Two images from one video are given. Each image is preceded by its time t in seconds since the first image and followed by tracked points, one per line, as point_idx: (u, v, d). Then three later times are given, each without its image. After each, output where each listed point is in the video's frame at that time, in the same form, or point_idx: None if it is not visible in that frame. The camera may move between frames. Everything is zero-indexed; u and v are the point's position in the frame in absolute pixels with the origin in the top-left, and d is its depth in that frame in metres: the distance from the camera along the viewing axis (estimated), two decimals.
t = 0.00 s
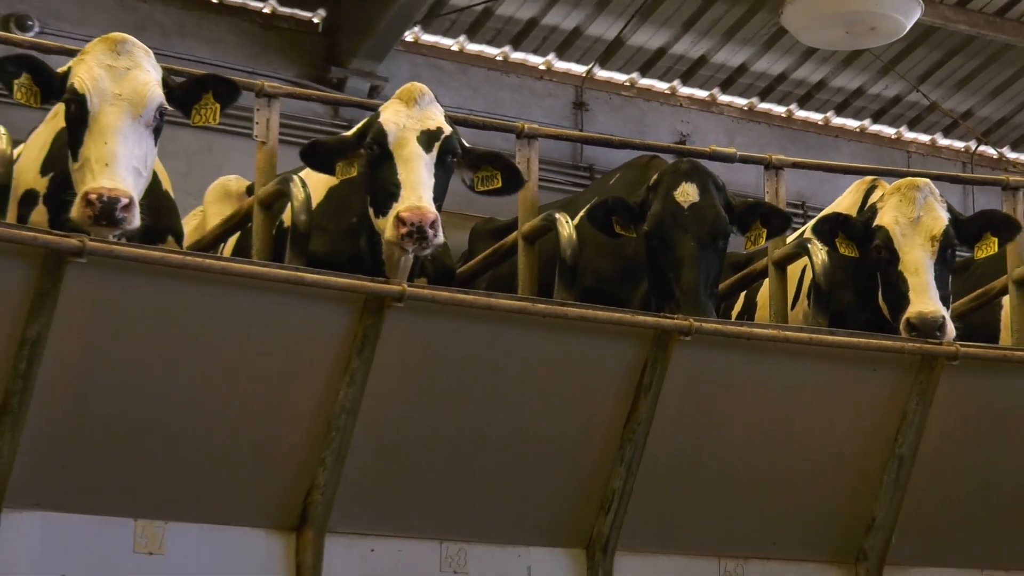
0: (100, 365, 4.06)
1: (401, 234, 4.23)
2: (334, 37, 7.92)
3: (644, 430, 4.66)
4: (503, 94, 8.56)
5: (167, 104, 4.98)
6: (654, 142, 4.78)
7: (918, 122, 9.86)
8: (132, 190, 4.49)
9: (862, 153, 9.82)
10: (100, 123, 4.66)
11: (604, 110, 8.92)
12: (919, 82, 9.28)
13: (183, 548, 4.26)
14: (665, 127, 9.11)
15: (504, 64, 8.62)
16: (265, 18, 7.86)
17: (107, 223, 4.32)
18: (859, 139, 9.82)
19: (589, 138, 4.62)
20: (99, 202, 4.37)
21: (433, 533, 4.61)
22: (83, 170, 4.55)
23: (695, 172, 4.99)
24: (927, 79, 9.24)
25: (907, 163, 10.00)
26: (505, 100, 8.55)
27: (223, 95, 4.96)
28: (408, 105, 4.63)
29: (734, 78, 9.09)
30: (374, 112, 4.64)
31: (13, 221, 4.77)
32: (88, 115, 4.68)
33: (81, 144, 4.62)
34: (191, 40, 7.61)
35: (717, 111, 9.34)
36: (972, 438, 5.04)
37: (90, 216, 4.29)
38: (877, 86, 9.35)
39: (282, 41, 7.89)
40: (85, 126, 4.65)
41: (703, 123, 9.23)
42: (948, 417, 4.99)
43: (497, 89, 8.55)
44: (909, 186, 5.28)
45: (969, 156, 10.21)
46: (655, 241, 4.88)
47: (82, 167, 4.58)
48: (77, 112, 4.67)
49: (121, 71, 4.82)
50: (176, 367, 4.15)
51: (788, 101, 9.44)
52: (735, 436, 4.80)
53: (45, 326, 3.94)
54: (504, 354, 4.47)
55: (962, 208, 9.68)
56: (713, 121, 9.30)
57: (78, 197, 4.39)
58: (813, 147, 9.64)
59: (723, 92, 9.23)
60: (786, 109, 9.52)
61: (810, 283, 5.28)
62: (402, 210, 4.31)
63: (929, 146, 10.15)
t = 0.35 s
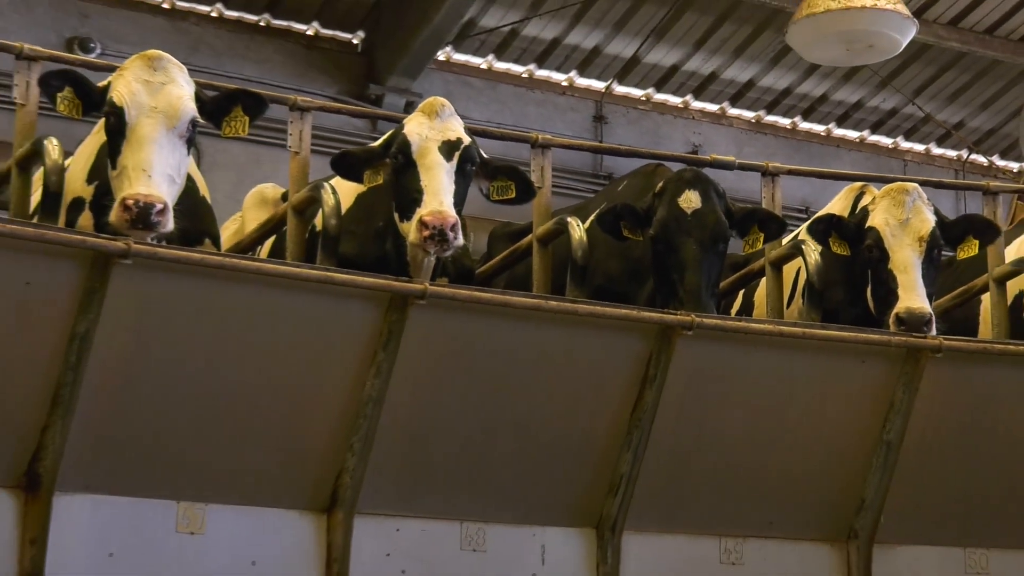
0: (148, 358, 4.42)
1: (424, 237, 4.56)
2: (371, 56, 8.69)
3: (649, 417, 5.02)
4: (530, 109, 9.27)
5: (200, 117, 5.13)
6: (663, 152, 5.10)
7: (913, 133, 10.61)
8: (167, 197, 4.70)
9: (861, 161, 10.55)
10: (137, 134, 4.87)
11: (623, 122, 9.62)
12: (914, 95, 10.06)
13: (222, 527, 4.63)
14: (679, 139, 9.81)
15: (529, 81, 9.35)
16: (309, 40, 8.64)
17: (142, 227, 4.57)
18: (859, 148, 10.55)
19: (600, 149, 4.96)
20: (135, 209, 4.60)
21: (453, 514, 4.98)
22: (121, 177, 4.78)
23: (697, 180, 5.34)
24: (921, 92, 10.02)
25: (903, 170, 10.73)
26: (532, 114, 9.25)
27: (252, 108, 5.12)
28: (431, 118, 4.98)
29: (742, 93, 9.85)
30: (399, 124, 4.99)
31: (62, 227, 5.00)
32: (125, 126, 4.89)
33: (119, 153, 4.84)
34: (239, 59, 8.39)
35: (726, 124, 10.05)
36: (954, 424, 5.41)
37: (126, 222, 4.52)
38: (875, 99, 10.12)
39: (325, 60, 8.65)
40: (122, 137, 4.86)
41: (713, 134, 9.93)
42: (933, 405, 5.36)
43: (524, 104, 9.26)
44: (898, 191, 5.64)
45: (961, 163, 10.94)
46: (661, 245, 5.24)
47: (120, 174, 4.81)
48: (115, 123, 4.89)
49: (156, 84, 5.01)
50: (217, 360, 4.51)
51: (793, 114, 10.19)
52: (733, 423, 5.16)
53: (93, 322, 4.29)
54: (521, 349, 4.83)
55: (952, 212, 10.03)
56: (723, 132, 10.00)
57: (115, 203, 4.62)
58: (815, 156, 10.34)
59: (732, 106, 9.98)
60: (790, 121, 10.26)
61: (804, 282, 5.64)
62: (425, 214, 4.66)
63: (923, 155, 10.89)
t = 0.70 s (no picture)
0: (199, 350, 4.82)
1: (451, 237, 4.94)
2: (410, 73, 9.30)
3: (659, 405, 5.41)
4: (557, 121, 9.87)
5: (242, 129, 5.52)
6: (674, 159, 5.47)
7: (915, 141, 11.20)
8: (212, 202, 5.05)
9: (866, 168, 11.13)
10: (184, 144, 5.23)
11: (644, 132, 10.23)
12: (915, 106, 10.62)
13: (263, 507, 5.04)
14: (695, 147, 10.40)
15: (557, 95, 9.98)
16: (354, 58, 9.26)
17: (189, 230, 4.90)
18: (864, 155, 11.15)
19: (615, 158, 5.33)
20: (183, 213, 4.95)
21: (477, 495, 5.38)
22: (169, 184, 5.13)
23: (703, 185, 5.72)
24: (922, 102, 10.56)
25: (905, 176, 11.30)
26: (559, 126, 9.85)
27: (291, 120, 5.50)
28: (456, 129, 5.36)
29: (755, 104, 10.46)
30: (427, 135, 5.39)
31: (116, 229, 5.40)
32: (173, 138, 5.25)
33: (167, 163, 5.21)
34: (289, 75, 8.99)
35: (740, 133, 10.65)
36: (943, 410, 5.80)
37: (174, 224, 4.87)
38: (878, 110, 10.69)
39: (369, 77, 9.27)
40: (170, 148, 5.23)
41: (728, 143, 10.53)
42: (924, 393, 5.74)
43: (551, 116, 9.86)
44: (891, 193, 6.01)
45: (959, 168, 11.51)
46: (671, 245, 5.62)
47: (168, 182, 5.16)
48: (163, 135, 5.26)
49: (202, 99, 5.38)
50: (262, 353, 4.91)
51: (803, 123, 10.80)
52: (736, 409, 5.56)
53: (145, 317, 4.68)
54: (541, 342, 5.22)
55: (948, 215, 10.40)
56: (737, 141, 10.60)
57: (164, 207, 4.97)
58: (823, 161, 10.93)
59: (745, 116, 10.60)
60: (798, 130, 10.87)
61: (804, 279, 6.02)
62: (452, 217, 5.04)
63: (924, 161, 11.47)
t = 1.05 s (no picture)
0: (240, 344, 5.24)
1: (472, 238, 5.34)
2: (443, 89, 9.83)
3: (665, 393, 5.83)
4: (579, 132, 10.37)
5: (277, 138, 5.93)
6: (679, 166, 5.87)
7: (911, 149, 11.66)
8: (250, 208, 5.46)
9: (866, 174, 11.58)
10: (224, 154, 5.64)
11: (660, 142, 10.74)
12: (912, 115, 11.09)
13: (298, 488, 5.47)
14: (708, 155, 10.89)
15: (579, 108, 10.49)
16: (391, 75, 9.81)
17: (229, 233, 5.33)
18: (864, 162, 11.60)
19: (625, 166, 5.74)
20: (224, 218, 5.35)
21: (495, 478, 5.80)
22: (210, 190, 5.54)
23: (707, 191, 6.11)
24: (919, 112, 11.04)
25: (902, 181, 11.74)
26: (581, 137, 10.35)
27: (323, 131, 5.93)
28: (476, 139, 5.78)
29: (762, 116, 10.98)
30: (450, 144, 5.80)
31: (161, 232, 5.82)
32: (214, 147, 5.65)
33: (209, 171, 5.61)
34: (332, 92, 9.53)
35: (748, 143, 11.14)
36: (931, 398, 6.22)
37: (216, 228, 5.28)
38: (877, 120, 11.17)
39: (406, 93, 9.81)
40: (212, 157, 5.63)
41: (738, 151, 11.02)
42: (913, 382, 6.16)
43: (574, 127, 10.36)
44: (882, 199, 6.42)
45: (954, 173, 11.95)
46: (677, 247, 6.02)
47: (209, 189, 5.57)
48: (204, 145, 5.66)
49: (240, 111, 5.79)
50: (298, 347, 5.33)
51: (809, 133, 11.29)
52: (737, 397, 5.97)
53: (187, 314, 5.10)
54: (556, 337, 5.63)
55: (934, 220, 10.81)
56: (745, 150, 11.09)
57: (207, 212, 5.37)
58: (827, 169, 11.40)
59: (754, 127, 11.11)
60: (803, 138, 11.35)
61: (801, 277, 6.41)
62: (474, 219, 5.46)
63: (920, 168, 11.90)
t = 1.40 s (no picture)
0: (278, 340, 5.68)
1: (494, 240, 5.77)
2: (473, 103, 10.46)
3: (672, 384, 6.27)
4: (598, 142, 10.98)
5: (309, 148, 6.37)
6: (685, 172, 6.29)
7: (909, 157, 12.22)
8: (286, 213, 5.88)
9: (867, 179, 12.14)
10: (261, 163, 6.06)
11: (674, 151, 11.35)
12: (910, 124, 11.64)
13: (330, 474, 5.91)
14: (719, 162, 11.49)
15: (599, 120, 11.08)
16: (424, 91, 10.44)
17: (267, 236, 5.72)
18: (865, 169, 12.16)
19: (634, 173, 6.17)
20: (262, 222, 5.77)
21: (513, 464, 6.24)
22: (249, 197, 5.96)
23: (710, 196, 6.54)
24: (916, 122, 11.61)
25: (901, 186, 12.29)
26: (600, 147, 10.96)
27: (352, 141, 6.37)
28: (496, 149, 6.20)
29: (769, 126, 11.53)
30: (471, 155, 6.23)
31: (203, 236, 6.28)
32: (252, 157, 6.08)
33: (247, 180, 6.04)
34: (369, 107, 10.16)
35: (757, 151, 11.75)
36: (921, 387, 6.65)
37: (255, 231, 5.70)
38: (878, 129, 11.71)
39: (438, 107, 10.44)
40: (250, 167, 6.07)
41: (747, 159, 11.64)
42: (904, 373, 6.59)
43: (593, 138, 10.96)
44: (874, 205, 6.85)
45: (949, 179, 12.49)
46: (682, 248, 6.44)
47: (248, 195, 6.00)
48: (243, 155, 6.09)
49: (277, 124, 6.22)
50: (330, 343, 5.76)
51: (814, 143, 11.88)
52: (739, 388, 6.40)
53: (226, 311, 5.53)
54: (572, 332, 6.06)
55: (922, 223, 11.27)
56: (754, 157, 11.71)
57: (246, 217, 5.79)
58: (831, 176, 12.01)
59: (762, 136, 11.65)
60: (807, 147, 11.90)
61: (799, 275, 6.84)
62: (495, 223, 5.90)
63: (918, 174, 12.45)
